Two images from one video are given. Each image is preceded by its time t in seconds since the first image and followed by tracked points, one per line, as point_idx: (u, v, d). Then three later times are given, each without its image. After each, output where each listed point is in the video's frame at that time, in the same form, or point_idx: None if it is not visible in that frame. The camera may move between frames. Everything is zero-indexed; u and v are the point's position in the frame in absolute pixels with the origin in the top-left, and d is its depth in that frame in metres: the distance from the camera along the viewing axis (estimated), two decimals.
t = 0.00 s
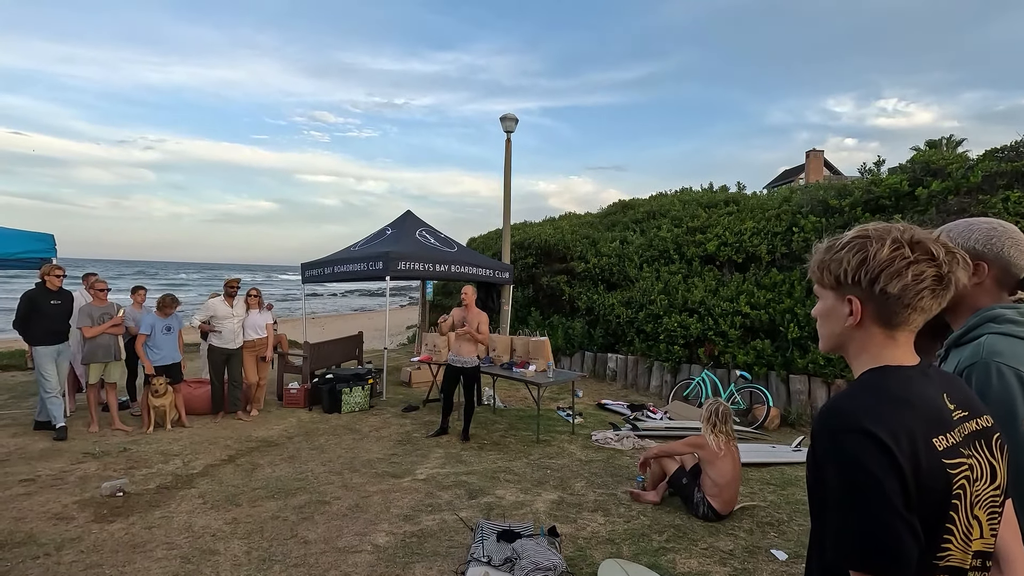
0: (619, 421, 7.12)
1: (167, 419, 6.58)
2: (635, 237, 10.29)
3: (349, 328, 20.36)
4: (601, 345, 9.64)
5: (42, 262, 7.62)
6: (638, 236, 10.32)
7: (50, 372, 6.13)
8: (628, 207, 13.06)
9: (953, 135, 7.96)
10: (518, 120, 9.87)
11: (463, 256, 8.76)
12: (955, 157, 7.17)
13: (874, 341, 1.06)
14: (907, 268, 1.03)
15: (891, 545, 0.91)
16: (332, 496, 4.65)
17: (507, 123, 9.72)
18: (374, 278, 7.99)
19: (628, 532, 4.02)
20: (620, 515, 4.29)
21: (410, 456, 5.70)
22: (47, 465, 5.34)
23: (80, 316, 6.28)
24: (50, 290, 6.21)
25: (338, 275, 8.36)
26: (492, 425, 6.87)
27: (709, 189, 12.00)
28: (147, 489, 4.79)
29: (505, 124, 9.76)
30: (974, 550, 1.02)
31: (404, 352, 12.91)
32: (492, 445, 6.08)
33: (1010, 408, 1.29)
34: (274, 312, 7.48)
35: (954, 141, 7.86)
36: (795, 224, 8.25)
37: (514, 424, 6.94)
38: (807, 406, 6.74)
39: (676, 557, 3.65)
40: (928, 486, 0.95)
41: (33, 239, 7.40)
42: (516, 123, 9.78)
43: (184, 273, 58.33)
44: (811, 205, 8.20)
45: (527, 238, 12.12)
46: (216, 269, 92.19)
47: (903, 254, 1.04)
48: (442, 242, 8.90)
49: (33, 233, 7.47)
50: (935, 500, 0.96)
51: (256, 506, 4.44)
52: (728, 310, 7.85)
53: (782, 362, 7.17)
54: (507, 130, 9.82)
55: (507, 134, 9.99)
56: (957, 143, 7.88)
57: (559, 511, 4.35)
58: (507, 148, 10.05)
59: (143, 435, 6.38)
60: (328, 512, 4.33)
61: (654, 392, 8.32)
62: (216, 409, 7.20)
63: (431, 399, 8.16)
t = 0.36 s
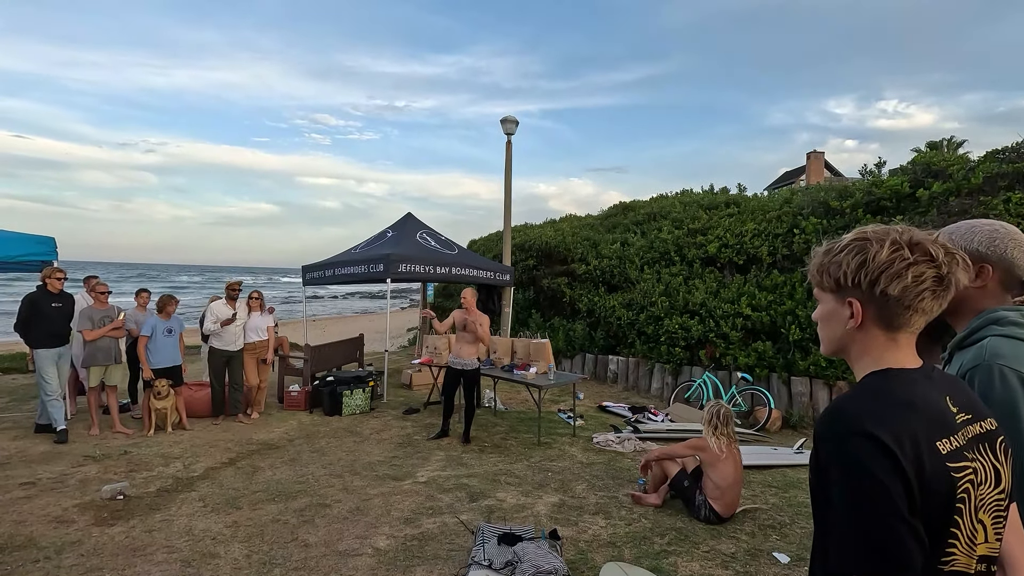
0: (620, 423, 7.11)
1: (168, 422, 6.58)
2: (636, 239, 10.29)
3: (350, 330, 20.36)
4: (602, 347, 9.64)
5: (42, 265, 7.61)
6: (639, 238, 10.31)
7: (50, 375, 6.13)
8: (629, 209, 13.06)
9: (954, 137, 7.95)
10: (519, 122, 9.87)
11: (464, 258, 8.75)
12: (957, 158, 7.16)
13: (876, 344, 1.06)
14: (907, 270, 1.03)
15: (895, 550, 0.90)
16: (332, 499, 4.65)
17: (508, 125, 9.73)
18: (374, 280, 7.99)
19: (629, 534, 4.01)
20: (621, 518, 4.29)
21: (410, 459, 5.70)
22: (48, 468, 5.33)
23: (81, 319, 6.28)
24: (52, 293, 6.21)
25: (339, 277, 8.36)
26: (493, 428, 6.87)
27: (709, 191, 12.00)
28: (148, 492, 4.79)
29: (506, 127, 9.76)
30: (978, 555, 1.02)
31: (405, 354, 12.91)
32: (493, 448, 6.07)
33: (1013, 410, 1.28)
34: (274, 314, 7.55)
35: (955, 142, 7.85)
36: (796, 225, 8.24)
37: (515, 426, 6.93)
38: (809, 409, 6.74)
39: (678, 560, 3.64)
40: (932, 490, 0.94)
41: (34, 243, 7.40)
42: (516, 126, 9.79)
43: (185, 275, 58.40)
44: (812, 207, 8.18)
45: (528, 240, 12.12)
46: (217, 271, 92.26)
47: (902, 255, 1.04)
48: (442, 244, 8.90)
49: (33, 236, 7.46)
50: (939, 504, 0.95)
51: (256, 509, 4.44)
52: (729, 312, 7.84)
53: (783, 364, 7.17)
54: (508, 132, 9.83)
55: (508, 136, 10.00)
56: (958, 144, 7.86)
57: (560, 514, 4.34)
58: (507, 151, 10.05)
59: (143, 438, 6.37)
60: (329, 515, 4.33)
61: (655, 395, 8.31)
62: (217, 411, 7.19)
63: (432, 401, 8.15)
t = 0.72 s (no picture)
0: (622, 425, 7.10)
1: (169, 424, 6.58)
2: (637, 240, 10.28)
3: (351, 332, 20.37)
4: (604, 349, 9.64)
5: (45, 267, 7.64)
6: (640, 239, 10.30)
7: (52, 377, 6.14)
8: (630, 210, 13.06)
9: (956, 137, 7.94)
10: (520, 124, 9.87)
11: (465, 260, 8.75)
12: (959, 158, 7.14)
13: (882, 344, 1.05)
14: (913, 268, 1.02)
15: (904, 552, 0.90)
16: (334, 500, 4.65)
17: (509, 126, 9.73)
18: (376, 282, 7.99)
19: (632, 536, 4.00)
20: (624, 520, 4.28)
21: (412, 460, 5.70)
22: (50, 470, 5.34)
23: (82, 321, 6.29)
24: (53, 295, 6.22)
25: (341, 279, 8.36)
26: (494, 429, 6.86)
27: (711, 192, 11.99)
28: (150, 494, 4.79)
29: (507, 128, 9.76)
30: (988, 557, 1.01)
31: (406, 356, 12.90)
32: (495, 449, 6.06)
33: (1021, 410, 1.27)
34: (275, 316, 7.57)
35: (957, 142, 7.84)
36: (798, 226, 8.22)
37: (517, 428, 6.92)
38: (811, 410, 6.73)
39: (681, 562, 3.63)
40: (942, 492, 0.94)
41: (38, 245, 7.44)
42: (517, 127, 9.79)
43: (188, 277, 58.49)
44: (814, 207, 8.17)
45: (529, 241, 12.12)
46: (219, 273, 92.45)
47: (907, 254, 1.04)
48: (443, 246, 8.90)
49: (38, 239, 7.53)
50: (949, 506, 0.95)
51: (258, 511, 4.44)
52: (731, 313, 7.83)
53: (785, 365, 7.16)
54: (508, 133, 9.84)
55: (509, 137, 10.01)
56: (960, 144, 7.85)
57: (562, 516, 4.33)
58: (509, 152, 10.06)
59: (145, 440, 6.38)
60: (330, 517, 4.32)
61: (657, 396, 8.30)
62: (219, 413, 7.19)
63: (433, 403, 8.15)
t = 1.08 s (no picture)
0: (624, 426, 7.09)
1: (171, 425, 6.59)
2: (638, 240, 10.27)
3: (352, 333, 20.37)
4: (606, 350, 9.64)
5: (47, 269, 7.65)
6: (641, 240, 10.30)
7: (54, 379, 6.16)
8: (631, 211, 13.06)
9: (957, 137, 7.92)
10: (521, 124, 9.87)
11: (466, 261, 8.75)
12: (961, 158, 7.13)
13: (889, 345, 1.05)
14: (919, 268, 1.02)
15: (912, 555, 0.89)
16: (336, 502, 4.65)
17: (510, 127, 9.73)
18: (378, 283, 7.99)
19: (635, 538, 3.99)
20: (626, 521, 4.27)
21: (414, 462, 5.69)
22: (51, 472, 5.34)
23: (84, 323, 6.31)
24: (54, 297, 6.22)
25: (342, 280, 8.36)
26: (496, 431, 6.86)
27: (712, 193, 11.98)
28: (151, 496, 4.79)
29: (509, 129, 9.76)
30: (996, 560, 1.01)
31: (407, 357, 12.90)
32: (497, 450, 6.06)
33: None
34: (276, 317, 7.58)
35: (958, 142, 7.82)
36: (800, 226, 8.21)
37: (519, 429, 6.91)
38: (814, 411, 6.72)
39: (684, 564, 3.63)
40: (950, 494, 0.93)
41: (39, 247, 7.45)
42: (519, 128, 9.79)
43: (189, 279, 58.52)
44: (815, 208, 8.16)
45: (530, 242, 12.12)
46: (221, 275, 92.57)
47: (915, 253, 1.03)
48: (445, 247, 8.91)
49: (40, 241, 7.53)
50: (957, 509, 0.94)
51: (260, 513, 4.43)
52: (733, 314, 7.82)
53: (788, 366, 7.15)
54: (510, 134, 9.83)
55: (510, 138, 10.01)
56: (962, 144, 7.84)
57: (565, 517, 4.32)
58: (510, 153, 10.06)
59: (147, 442, 6.38)
60: (332, 519, 4.32)
61: (659, 397, 8.30)
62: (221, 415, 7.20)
63: (435, 404, 8.15)
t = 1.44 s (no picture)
0: (626, 427, 7.09)
1: (174, 426, 6.60)
2: (640, 241, 10.27)
3: (353, 334, 20.37)
4: (607, 351, 9.63)
5: (49, 270, 7.66)
6: (643, 241, 10.29)
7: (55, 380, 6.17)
8: (633, 211, 13.05)
9: (960, 136, 7.91)
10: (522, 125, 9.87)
11: (468, 262, 8.75)
12: (963, 158, 7.11)
13: (895, 345, 1.04)
14: (926, 268, 1.02)
15: (918, 556, 0.89)
16: (338, 503, 4.65)
17: (512, 128, 9.73)
18: (379, 284, 7.98)
19: (637, 539, 3.98)
20: (629, 523, 4.26)
21: (416, 463, 5.69)
22: (54, 473, 5.35)
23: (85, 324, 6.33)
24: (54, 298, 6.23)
25: (344, 281, 8.37)
26: (498, 431, 6.85)
27: (714, 193, 11.97)
28: (154, 497, 4.80)
29: (510, 129, 9.76)
30: (1004, 562, 1.00)
31: (409, 358, 12.91)
32: (499, 451, 6.05)
33: None
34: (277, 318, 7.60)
35: (960, 142, 7.81)
36: (802, 227, 8.20)
37: (520, 430, 6.91)
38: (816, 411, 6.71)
39: (687, 565, 3.62)
40: (957, 495, 0.93)
41: (42, 248, 7.46)
42: (520, 129, 9.79)
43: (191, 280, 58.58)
44: (818, 208, 8.14)
45: (532, 243, 12.12)
46: (223, 276, 92.71)
47: (920, 253, 1.03)
48: (446, 248, 8.91)
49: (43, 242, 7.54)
50: (963, 510, 0.94)
51: (262, 514, 4.44)
52: (734, 314, 7.81)
53: (790, 366, 7.14)
54: (511, 135, 9.84)
55: (511, 139, 10.01)
56: (964, 144, 7.82)
57: (567, 519, 4.32)
58: (511, 154, 10.07)
59: (149, 443, 6.39)
60: (334, 520, 4.32)
61: (661, 398, 8.29)
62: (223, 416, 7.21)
63: (437, 405, 8.15)
